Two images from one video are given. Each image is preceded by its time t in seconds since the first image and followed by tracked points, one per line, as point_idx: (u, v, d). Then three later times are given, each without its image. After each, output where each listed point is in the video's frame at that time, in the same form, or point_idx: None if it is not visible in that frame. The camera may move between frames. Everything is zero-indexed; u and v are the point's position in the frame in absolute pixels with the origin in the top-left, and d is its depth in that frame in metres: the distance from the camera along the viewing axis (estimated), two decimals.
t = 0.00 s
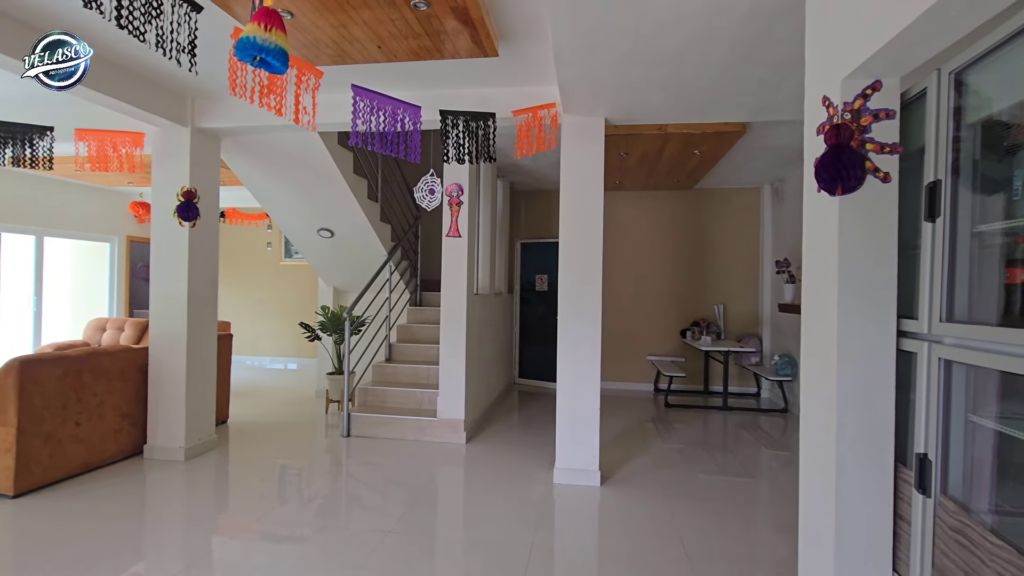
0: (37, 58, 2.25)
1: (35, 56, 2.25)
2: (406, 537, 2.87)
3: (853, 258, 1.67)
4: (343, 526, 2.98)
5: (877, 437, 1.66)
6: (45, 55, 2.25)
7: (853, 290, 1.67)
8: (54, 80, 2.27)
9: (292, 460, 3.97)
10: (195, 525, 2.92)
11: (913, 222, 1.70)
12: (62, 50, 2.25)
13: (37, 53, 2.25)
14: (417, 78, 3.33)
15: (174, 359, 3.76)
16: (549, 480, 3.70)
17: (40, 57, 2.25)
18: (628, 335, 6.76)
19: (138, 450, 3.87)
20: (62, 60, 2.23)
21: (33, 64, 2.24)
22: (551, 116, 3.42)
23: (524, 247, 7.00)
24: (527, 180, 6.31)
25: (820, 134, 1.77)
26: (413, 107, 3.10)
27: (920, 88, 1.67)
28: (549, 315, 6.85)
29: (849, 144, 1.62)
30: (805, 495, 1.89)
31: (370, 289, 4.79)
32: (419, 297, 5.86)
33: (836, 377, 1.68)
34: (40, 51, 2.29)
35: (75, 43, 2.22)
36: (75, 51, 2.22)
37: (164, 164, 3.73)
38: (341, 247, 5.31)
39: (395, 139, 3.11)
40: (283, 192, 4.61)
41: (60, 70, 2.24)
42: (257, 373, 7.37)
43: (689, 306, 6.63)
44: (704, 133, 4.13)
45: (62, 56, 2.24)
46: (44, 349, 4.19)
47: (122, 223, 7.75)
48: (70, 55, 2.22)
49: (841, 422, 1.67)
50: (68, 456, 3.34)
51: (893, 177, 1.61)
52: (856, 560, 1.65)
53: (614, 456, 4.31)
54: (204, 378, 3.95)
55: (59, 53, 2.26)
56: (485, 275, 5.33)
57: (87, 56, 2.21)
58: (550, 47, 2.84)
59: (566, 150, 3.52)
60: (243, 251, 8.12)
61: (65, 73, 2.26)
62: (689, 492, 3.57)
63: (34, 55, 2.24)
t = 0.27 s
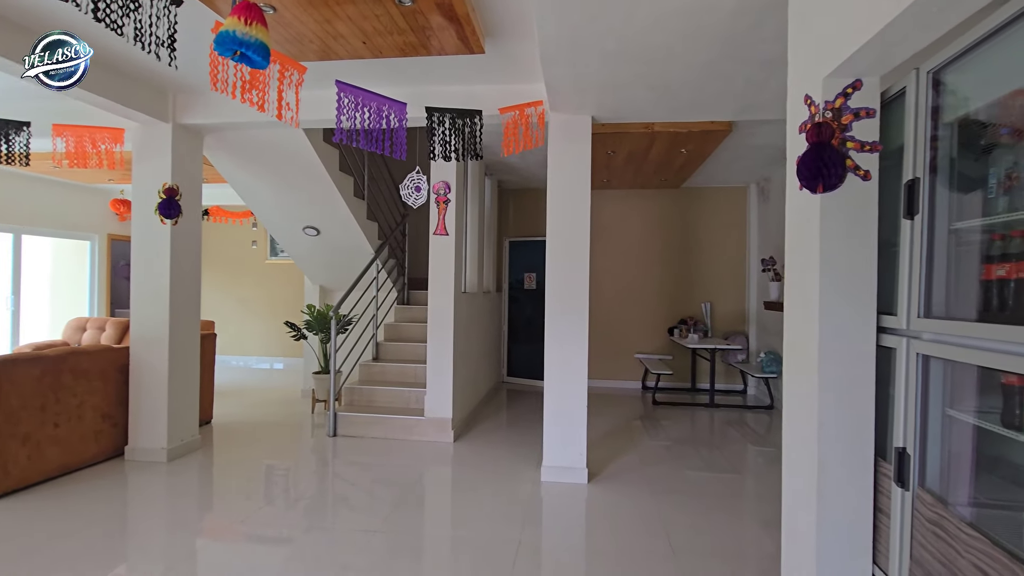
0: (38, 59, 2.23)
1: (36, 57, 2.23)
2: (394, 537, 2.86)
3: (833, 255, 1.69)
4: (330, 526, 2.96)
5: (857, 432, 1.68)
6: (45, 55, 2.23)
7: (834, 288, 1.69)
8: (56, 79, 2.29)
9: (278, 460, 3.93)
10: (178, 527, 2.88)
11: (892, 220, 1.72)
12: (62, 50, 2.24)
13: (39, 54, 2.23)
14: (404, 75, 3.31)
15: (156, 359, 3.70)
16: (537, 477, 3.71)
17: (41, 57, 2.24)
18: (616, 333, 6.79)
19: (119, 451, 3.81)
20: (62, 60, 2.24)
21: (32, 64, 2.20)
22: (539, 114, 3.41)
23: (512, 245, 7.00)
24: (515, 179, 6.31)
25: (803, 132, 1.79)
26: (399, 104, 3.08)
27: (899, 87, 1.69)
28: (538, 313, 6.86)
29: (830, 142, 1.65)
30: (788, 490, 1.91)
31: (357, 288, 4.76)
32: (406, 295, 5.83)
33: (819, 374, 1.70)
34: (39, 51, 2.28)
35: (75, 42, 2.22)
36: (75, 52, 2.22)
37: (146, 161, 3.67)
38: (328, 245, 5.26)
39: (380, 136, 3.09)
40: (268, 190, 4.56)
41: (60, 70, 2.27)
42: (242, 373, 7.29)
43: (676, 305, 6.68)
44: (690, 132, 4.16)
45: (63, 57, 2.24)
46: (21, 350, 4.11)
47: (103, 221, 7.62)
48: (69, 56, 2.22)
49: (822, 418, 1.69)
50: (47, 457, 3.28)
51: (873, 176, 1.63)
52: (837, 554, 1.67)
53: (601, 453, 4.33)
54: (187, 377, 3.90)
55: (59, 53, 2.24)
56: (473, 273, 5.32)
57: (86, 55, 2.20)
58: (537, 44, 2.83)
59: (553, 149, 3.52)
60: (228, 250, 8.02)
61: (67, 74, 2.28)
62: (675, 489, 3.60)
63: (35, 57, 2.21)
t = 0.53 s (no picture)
0: (38, 58, 2.20)
1: (36, 56, 2.19)
2: (387, 536, 2.85)
3: (823, 252, 1.69)
4: (323, 526, 2.95)
5: (846, 428, 1.70)
6: (45, 55, 2.20)
7: (823, 285, 1.70)
8: (56, 78, 2.25)
9: (271, 460, 3.92)
10: (170, 528, 2.86)
11: (881, 217, 1.74)
12: (62, 50, 2.20)
13: (38, 53, 2.19)
14: (395, 73, 3.30)
15: (146, 359, 3.68)
16: (530, 475, 3.71)
17: (41, 56, 2.20)
18: (609, 331, 6.80)
19: (109, 452, 3.78)
20: (61, 59, 2.20)
21: (31, 64, 2.17)
22: (531, 112, 3.42)
23: (506, 244, 7.00)
24: (509, 177, 6.30)
25: (792, 129, 1.80)
26: (390, 102, 3.07)
27: (887, 85, 1.71)
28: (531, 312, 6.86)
29: (819, 140, 1.65)
30: (777, 486, 1.93)
31: (349, 286, 4.74)
32: (400, 294, 5.82)
33: (808, 370, 1.71)
34: (39, 51, 2.23)
35: (74, 42, 2.17)
36: (75, 51, 2.18)
37: (135, 159, 3.64)
38: (320, 243, 5.24)
39: (372, 134, 3.08)
40: (259, 188, 4.53)
41: (59, 70, 2.23)
42: (235, 373, 7.25)
43: (669, 302, 6.70)
44: (682, 131, 4.17)
45: (62, 55, 2.20)
46: (9, 350, 4.07)
47: (92, 220, 7.54)
48: (70, 55, 2.19)
49: (812, 414, 1.70)
50: (35, 459, 3.25)
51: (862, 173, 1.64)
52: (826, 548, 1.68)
53: (594, 451, 4.34)
54: (178, 377, 3.87)
55: (59, 53, 2.21)
56: (466, 272, 5.31)
57: (85, 54, 2.16)
58: (528, 42, 2.83)
59: (546, 147, 3.52)
60: (220, 249, 7.97)
61: (67, 74, 2.22)
62: (668, 486, 3.62)
63: (34, 56, 2.18)
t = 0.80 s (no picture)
0: (38, 59, 2.21)
1: (36, 57, 2.21)
2: (394, 533, 2.87)
3: (831, 249, 1.68)
4: (331, 524, 2.96)
5: (855, 426, 1.68)
6: (45, 55, 2.22)
7: (831, 282, 1.69)
8: (55, 79, 2.26)
9: (279, 458, 3.94)
10: (179, 525, 2.88)
11: (890, 214, 1.72)
12: (62, 50, 2.23)
13: (37, 53, 2.21)
14: (401, 72, 3.30)
15: (155, 358, 3.71)
16: (537, 474, 3.71)
17: (41, 57, 2.22)
18: (615, 329, 6.79)
19: (119, 450, 3.82)
20: (59, 60, 2.22)
21: (31, 63, 2.18)
22: (536, 111, 3.41)
23: (512, 243, 7.00)
24: (515, 176, 6.30)
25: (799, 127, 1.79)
26: (396, 101, 3.08)
27: (896, 80, 1.69)
28: (537, 310, 6.86)
29: (827, 136, 1.64)
30: (785, 484, 1.92)
31: (356, 285, 4.76)
32: (406, 293, 5.83)
33: (816, 368, 1.70)
34: (39, 51, 2.25)
35: (73, 42, 2.18)
36: (74, 51, 2.20)
37: (144, 160, 3.67)
38: (327, 243, 5.26)
39: (378, 133, 3.09)
40: (267, 188, 4.55)
41: (57, 71, 2.24)
42: (243, 372, 7.30)
43: (676, 301, 6.68)
44: (689, 128, 4.15)
45: (61, 56, 2.22)
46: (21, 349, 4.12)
47: (102, 221, 7.61)
48: (68, 55, 2.21)
49: (820, 412, 1.69)
50: (47, 456, 3.28)
51: (871, 170, 1.63)
52: (835, 547, 1.68)
53: (601, 449, 4.34)
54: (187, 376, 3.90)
55: (59, 53, 2.22)
56: (472, 270, 5.32)
57: (83, 55, 2.17)
58: (534, 40, 2.83)
59: (552, 145, 3.51)
60: (228, 249, 8.02)
61: (67, 74, 2.24)
62: (674, 484, 3.61)
63: (33, 57, 2.19)
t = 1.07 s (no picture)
0: (39, 60, 2.48)
1: (36, 58, 2.48)
2: (413, 530, 2.90)
3: (859, 248, 1.65)
4: (352, 520, 3.01)
5: (885, 428, 1.65)
6: (45, 55, 2.48)
7: (859, 281, 1.66)
8: (54, 79, 2.49)
9: (302, 455, 4.01)
10: (206, 519, 2.96)
11: (921, 211, 1.68)
12: (62, 50, 2.47)
13: (38, 54, 2.49)
14: (421, 73, 3.33)
15: (183, 356, 3.80)
16: (556, 473, 3.71)
17: (41, 58, 2.48)
18: (634, 329, 6.75)
19: (149, 446, 3.92)
20: (59, 60, 2.46)
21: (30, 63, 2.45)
22: (556, 110, 3.42)
23: (530, 242, 7.01)
24: (533, 175, 6.30)
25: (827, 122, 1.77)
26: (417, 102, 3.11)
27: (928, 74, 1.66)
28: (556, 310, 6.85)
29: (855, 132, 1.61)
30: (811, 487, 1.89)
31: (377, 285, 4.81)
32: (425, 293, 5.88)
33: (844, 369, 1.67)
34: (41, 51, 2.51)
35: (71, 44, 2.47)
36: (72, 52, 2.46)
37: (172, 163, 3.76)
38: (349, 243, 5.33)
39: (399, 134, 3.13)
40: (290, 190, 4.63)
41: (57, 71, 2.47)
42: (266, 370, 7.43)
43: (696, 300, 6.61)
44: (710, 125, 4.11)
45: (61, 57, 2.46)
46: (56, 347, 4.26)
47: (131, 223, 7.82)
48: (69, 56, 2.46)
49: (847, 413, 1.67)
50: (81, 451, 3.39)
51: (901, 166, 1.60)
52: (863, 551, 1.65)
53: (621, 450, 4.32)
54: (214, 374, 3.99)
55: (60, 53, 2.48)
56: (491, 270, 5.33)
57: (82, 56, 2.44)
58: (554, 40, 2.83)
59: (571, 144, 3.50)
60: (252, 249, 8.18)
61: (68, 74, 2.47)
62: (696, 485, 3.57)
63: (35, 57, 2.48)
